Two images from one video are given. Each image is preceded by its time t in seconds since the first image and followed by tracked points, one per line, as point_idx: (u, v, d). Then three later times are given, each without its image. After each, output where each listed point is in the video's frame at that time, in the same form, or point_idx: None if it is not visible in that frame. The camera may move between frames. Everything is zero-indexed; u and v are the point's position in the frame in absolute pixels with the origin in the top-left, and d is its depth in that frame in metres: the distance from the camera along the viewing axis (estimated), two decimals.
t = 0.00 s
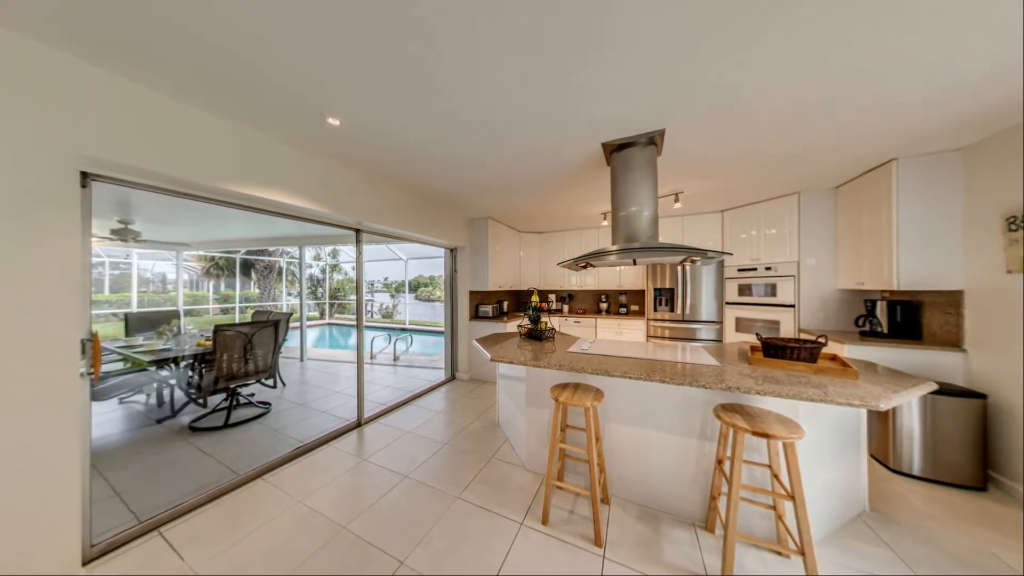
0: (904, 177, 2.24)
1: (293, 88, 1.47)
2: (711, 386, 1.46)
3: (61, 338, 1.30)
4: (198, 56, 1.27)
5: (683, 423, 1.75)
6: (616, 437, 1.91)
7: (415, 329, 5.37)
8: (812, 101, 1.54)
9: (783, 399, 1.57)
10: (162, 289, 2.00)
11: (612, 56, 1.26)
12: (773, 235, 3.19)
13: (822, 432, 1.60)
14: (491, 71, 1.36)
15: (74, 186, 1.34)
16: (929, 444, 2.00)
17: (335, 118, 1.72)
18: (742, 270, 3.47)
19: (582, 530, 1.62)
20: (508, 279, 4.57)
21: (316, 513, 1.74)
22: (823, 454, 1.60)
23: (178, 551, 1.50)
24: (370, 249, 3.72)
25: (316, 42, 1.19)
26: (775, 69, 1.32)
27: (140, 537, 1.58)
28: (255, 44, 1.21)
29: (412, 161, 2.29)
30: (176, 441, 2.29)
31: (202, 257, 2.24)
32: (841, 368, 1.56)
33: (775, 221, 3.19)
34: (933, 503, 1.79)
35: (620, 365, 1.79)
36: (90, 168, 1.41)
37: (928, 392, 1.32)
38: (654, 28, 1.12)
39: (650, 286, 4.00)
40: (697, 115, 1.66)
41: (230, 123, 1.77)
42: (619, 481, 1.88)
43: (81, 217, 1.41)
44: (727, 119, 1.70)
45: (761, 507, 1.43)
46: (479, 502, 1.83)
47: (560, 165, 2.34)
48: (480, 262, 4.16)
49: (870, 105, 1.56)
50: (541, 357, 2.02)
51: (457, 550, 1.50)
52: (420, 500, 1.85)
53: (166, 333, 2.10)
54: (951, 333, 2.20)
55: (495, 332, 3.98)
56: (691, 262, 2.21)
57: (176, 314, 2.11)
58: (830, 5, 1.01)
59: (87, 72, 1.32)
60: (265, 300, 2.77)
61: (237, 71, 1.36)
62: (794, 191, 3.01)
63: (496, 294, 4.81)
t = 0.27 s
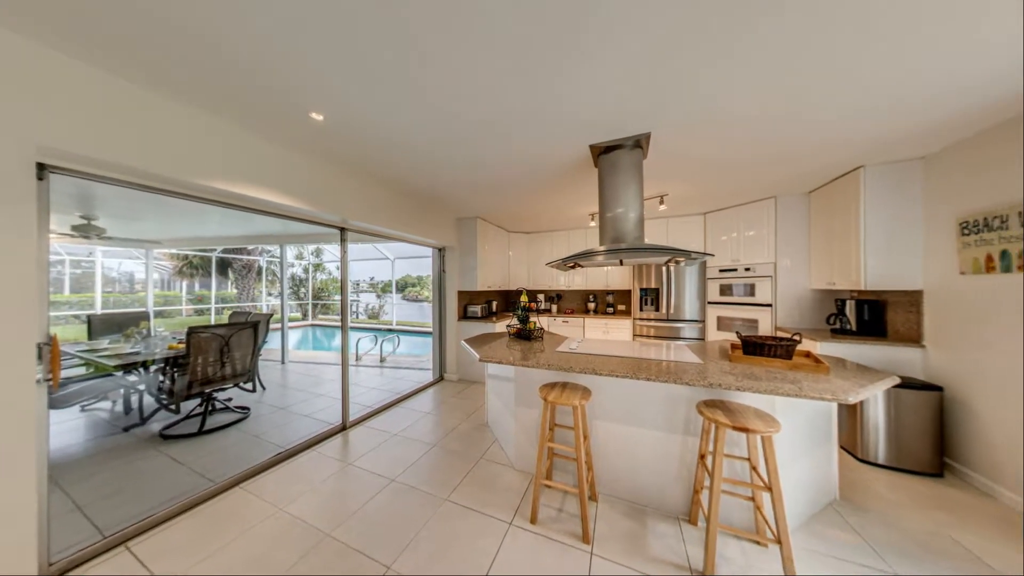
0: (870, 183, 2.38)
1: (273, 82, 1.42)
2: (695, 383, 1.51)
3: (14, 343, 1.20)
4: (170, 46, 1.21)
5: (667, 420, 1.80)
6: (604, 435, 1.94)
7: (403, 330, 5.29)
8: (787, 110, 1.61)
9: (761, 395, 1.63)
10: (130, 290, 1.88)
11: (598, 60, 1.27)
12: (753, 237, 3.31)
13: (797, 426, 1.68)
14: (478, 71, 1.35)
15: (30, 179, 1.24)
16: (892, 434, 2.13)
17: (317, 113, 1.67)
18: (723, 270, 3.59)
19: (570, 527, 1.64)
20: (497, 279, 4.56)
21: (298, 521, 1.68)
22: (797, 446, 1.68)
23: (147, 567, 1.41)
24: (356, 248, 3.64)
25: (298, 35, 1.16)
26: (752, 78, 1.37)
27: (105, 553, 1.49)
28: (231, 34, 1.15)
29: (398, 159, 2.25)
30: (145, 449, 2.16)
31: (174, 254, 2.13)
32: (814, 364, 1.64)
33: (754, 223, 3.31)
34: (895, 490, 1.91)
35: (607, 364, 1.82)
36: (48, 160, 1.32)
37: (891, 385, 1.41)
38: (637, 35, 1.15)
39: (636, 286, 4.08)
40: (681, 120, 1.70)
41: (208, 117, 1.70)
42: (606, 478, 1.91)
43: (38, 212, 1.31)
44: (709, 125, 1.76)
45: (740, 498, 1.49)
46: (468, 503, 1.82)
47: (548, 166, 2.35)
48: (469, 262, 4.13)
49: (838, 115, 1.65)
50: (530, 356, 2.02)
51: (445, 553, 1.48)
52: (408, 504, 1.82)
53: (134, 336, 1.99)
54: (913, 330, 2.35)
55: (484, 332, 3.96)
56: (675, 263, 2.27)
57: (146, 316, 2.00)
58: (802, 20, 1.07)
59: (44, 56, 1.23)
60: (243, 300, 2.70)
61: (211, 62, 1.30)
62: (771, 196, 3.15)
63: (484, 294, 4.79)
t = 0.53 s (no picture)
0: (841, 189, 2.51)
1: (254, 74, 1.36)
2: (679, 380, 1.55)
3: None
4: (141, 32, 1.14)
5: (653, 417, 1.84)
6: (592, 432, 1.97)
7: (389, 331, 5.20)
8: (767, 117, 1.67)
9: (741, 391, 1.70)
10: (94, 290, 1.84)
11: (587, 63, 1.29)
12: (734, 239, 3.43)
13: (774, 420, 1.75)
14: (463, 69, 1.33)
15: None
16: (860, 426, 2.26)
17: (301, 106, 1.61)
18: (706, 271, 3.71)
19: (559, 525, 1.65)
20: (486, 279, 4.54)
21: (278, 529, 1.63)
22: (775, 439, 1.75)
23: None
24: (341, 247, 3.54)
25: (282, 27, 1.12)
26: (734, 85, 1.42)
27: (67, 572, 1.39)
28: (207, 21, 1.09)
29: (385, 156, 2.21)
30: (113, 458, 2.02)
31: (142, 251, 2.04)
32: (789, 361, 1.72)
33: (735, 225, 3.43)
34: (863, 478, 2.02)
35: (595, 363, 1.85)
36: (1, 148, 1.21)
37: (859, 379, 1.50)
38: (626, 39, 1.17)
39: (623, 286, 4.16)
40: (667, 124, 1.75)
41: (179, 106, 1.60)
42: (594, 475, 1.94)
43: None
44: (693, 129, 1.81)
45: (722, 491, 1.54)
46: (456, 505, 1.81)
47: (538, 166, 2.36)
48: (458, 262, 4.10)
49: (813, 123, 1.73)
50: (518, 356, 2.03)
51: (433, 555, 1.47)
52: (394, 508, 1.78)
53: (98, 338, 1.97)
54: (878, 327, 2.49)
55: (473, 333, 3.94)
56: (661, 263, 2.33)
57: (111, 317, 1.97)
58: (781, 31, 1.11)
59: None
60: (220, 300, 2.57)
61: (185, 50, 1.23)
62: (750, 200, 3.28)
63: (473, 294, 4.77)
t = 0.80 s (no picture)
0: (814, 193, 2.65)
1: (231, 67, 1.30)
2: (663, 378, 1.59)
3: None
4: (106, 19, 1.07)
5: (640, 414, 1.87)
6: (580, 431, 1.99)
7: (375, 332, 5.10)
8: (748, 123, 1.74)
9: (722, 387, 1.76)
10: (52, 291, 1.77)
11: (576, 65, 1.30)
12: (716, 240, 3.54)
13: (753, 415, 1.82)
14: (452, 68, 1.32)
15: None
16: (831, 419, 2.38)
17: (281, 100, 1.55)
18: (689, 271, 3.82)
19: (547, 524, 1.66)
20: (474, 279, 4.52)
21: (258, 537, 1.57)
22: (754, 433, 1.82)
23: None
24: (324, 246, 3.43)
25: (262, 19, 1.07)
26: (716, 92, 1.46)
27: None
28: (179, 10, 1.03)
29: (370, 153, 2.16)
30: (74, 471, 1.88)
31: (106, 250, 2.00)
32: (767, 358, 1.79)
33: (717, 227, 3.54)
34: (834, 469, 2.13)
35: (582, 362, 1.87)
36: None
37: (830, 375, 1.58)
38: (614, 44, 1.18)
39: (610, 286, 4.22)
40: (653, 128, 1.79)
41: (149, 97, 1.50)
42: (583, 473, 1.97)
43: None
44: (678, 134, 1.86)
45: (704, 485, 1.59)
46: (444, 507, 1.79)
47: (527, 167, 2.37)
48: (446, 261, 4.06)
49: (790, 130, 1.81)
50: (507, 356, 2.03)
51: (420, 558, 1.45)
52: (380, 512, 1.75)
53: (56, 344, 1.97)
54: (847, 325, 2.63)
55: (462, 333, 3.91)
56: (647, 264, 2.38)
57: (73, 319, 1.95)
58: (760, 41, 1.15)
59: None
60: (195, 300, 2.56)
61: (155, 39, 1.16)
62: (730, 203, 3.40)
63: (462, 294, 4.73)
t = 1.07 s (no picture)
0: (789, 198, 2.77)
1: (205, 55, 1.24)
2: (649, 376, 1.62)
3: None
4: None
5: (626, 412, 1.91)
6: (568, 430, 2.01)
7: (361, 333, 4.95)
8: (728, 128, 1.80)
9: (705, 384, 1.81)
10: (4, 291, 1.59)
11: (565, 67, 1.31)
12: (699, 242, 3.65)
13: (734, 410, 1.89)
14: (440, 65, 1.31)
15: None
16: (805, 413, 2.50)
17: (261, 93, 1.50)
18: (674, 272, 3.92)
19: (536, 523, 1.67)
20: (463, 279, 4.49)
21: (236, 547, 1.51)
22: (735, 428, 1.89)
23: None
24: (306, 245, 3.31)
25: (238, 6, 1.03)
26: (699, 98, 1.51)
27: None
28: None
29: (356, 150, 2.11)
30: (30, 484, 1.75)
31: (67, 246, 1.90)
32: (747, 355, 1.87)
33: (700, 229, 3.66)
34: (808, 460, 2.24)
35: (571, 361, 1.89)
36: None
37: (805, 370, 1.66)
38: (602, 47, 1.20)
39: (598, 286, 4.28)
40: (639, 131, 1.83)
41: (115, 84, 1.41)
42: (571, 472, 1.99)
43: None
44: (662, 137, 1.91)
45: (688, 479, 1.64)
46: (432, 509, 1.77)
47: (516, 167, 2.37)
48: (435, 261, 4.02)
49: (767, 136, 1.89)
50: (496, 356, 2.02)
51: (407, 562, 1.43)
52: (365, 517, 1.71)
53: (9, 347, 1.72)
54: (820, 323, 2.77)
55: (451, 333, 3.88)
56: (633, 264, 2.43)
57: (29, 320, 1.76)
58: (741, 49, 1.20)
59: None
60: (166, 301, 2.43)
61: (120, 23, 1.09)
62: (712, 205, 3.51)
63: (450, 294, 4.69)
